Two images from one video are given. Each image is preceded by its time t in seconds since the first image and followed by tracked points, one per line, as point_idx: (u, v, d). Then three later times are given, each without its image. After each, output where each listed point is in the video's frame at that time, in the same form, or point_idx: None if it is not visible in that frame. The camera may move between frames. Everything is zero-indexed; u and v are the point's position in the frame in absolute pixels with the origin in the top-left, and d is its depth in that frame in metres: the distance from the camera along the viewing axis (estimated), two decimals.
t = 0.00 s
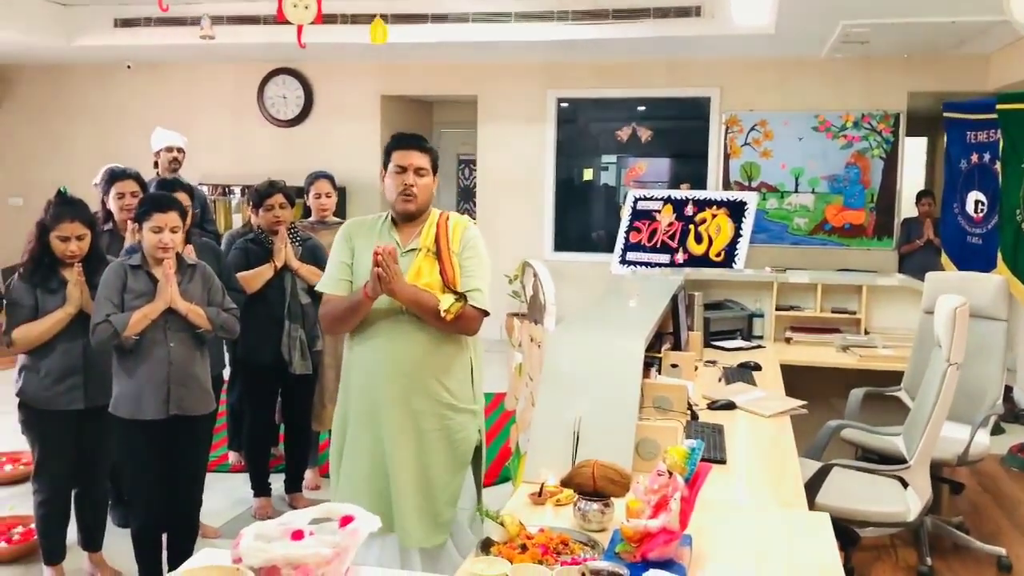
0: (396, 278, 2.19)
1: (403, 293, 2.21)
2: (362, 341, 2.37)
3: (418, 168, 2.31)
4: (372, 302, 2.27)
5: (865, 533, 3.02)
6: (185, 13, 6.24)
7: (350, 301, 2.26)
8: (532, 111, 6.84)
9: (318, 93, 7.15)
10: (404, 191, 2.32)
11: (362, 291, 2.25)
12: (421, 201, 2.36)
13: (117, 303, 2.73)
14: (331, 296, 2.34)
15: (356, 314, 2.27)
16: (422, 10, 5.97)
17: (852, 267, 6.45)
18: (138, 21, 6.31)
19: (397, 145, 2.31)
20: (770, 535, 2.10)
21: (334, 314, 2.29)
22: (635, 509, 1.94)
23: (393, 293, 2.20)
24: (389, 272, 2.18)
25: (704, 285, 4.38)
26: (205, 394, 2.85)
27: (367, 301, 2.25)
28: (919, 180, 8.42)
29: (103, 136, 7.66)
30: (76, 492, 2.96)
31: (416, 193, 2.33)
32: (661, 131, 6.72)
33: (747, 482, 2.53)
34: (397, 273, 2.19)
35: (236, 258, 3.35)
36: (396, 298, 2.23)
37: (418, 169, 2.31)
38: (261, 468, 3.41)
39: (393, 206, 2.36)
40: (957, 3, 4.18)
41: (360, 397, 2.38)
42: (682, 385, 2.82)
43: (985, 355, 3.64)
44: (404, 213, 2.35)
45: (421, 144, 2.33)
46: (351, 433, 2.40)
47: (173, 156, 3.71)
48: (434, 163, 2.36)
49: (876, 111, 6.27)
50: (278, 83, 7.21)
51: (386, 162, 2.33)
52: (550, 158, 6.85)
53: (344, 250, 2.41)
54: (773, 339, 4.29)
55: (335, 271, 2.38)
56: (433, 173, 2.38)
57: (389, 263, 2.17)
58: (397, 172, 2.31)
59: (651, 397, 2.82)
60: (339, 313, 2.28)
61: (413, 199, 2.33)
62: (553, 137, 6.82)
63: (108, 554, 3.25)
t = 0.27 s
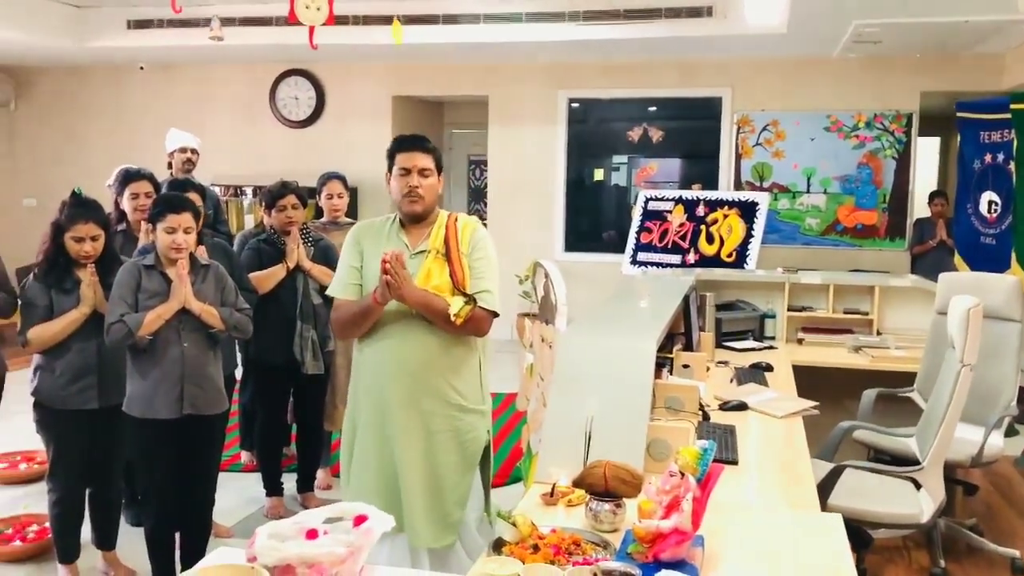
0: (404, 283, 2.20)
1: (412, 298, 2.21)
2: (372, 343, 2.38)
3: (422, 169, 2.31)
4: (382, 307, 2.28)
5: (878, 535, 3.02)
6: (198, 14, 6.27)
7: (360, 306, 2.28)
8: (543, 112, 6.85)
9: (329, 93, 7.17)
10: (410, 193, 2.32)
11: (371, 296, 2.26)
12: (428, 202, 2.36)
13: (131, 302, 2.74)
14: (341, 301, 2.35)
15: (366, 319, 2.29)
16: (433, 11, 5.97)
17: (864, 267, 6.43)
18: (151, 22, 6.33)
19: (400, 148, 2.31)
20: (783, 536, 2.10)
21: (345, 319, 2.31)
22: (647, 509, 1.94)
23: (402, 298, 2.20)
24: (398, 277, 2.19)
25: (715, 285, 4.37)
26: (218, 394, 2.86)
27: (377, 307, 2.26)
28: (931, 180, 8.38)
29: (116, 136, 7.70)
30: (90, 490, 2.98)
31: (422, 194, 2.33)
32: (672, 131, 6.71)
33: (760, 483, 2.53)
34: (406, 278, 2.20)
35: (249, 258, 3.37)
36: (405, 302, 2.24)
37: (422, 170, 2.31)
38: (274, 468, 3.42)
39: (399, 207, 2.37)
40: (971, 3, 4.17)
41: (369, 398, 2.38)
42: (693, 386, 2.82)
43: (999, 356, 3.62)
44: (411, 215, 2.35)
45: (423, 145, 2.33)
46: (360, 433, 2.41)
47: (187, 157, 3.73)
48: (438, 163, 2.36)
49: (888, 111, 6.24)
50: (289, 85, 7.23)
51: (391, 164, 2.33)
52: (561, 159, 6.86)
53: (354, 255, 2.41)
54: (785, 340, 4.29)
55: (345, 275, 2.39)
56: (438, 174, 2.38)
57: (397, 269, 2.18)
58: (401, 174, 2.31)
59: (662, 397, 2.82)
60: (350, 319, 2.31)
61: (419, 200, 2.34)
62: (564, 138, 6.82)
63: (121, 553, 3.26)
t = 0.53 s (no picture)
0: (415, 287, 2.21)
1: (423, 301, 2.22)
2: (383, 346, 2.38)
3: (425, 172, 2.32)
4: (392, 311, 2.29)
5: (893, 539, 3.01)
6: (213, 17, 6.30)
7: (371, 311, 2.29)
8: (556, 113, 6.85)
9: (343, 96, 7.20)
10: (415, 196, 2.32)
11: (381, 300, 2.26)
12: (434, 205, 2.35)
13: (148, 304, 2.76)
14: (352, 306, 2.36)
15: (376, 324, 2.30)
16: (446, 14, 5.98)
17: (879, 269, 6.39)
18: (166, 25, 6.37)
19: (405, 153, 2.32)
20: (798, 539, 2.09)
21: (356, 324, 2.33)
22: (661, 511, 1.94)
23: (413, 303, 2.21)
24: (408, 282, 2.20)
25: (730, 287, 4.35)
26: (233, 395, 2.87)
27: (387, 312, 2.27)
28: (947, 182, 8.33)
29: (132, 138, 7.75)
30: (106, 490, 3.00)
31: (427, 197, 2.33)
32: (686, 133, 6.69)
33: (776, 486, 2.52)
34: (416, 282, 2.20)
35: (265, 259, 3.39)
36: (416, 306, 2.24)
37: (425, 173, 2.32)
38: (288, 469, 3.43)
39: (405, 211, 2.37)
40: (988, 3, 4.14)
41: (380, 401, 2.39)
42: (708, 388, 2.81)
43: (1016, 359, 3.60)
44: (417, 218, 2.35)
45: (426, 149, 2.34)
46: (370, 436, 2.41)
47: (203, 159, 3.75)
48: (442, 166, 2.36)
49: (903, 112, 6.21)
50: (303, 87, 7.27)
51: (396, 170, 2.35)
52: (574, 160, 6.86)
53: (364, 260, 2.42)
54: (799, 342, 4.27)
55: (355, 280, 2.39)
56: (444, 177, 2.38)
57: (407, 274, 2.19)
58: (406, 179, 2.33)
59: (676, 400, 2.81)
60: (360, 323, 2.32)
61: (425, 203, 2.33)
62: (577, 140, 6.82)
63: (137, 552, 3.28)
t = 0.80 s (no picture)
0: (424, 290, 2.21)
1: (433, 304, 2.23)
2: (392, 349, 2.38)
3: (433, 176, 2.32)
4: (403, 314, 2.29)
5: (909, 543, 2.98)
6: (229, 21, 6.33)
7: (381, 314, 2.30)
8: (570, 116, 6.85)
9: (357, 99, 7.22)
10: (422, 200, 2.33)
11: (392, 303, 2.27)
12: (443, 207, 2.35)
13: (164, 306, 2.78)
14: (362, 308, 2.37)
15: (387, 326, 2.31)
16: (461, 17, 5.99)
17: (894, 273, 6.35)
18: (182, 29, 6.41)
19: (413, 157, 2.33)
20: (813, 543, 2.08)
21: (367, 327, 2.33)
22: (675, 515, 1.92)
23: (422, 306, 2.22)
24: (418, 285, 2.20)
25: (745, 291, 4.32)
26: (248, 397, 2.88)
27: (397, 314, 2.27)
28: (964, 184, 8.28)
29: (148, 141, 7.80)
30: (122, 491, 3.01)
31: (436, 200, 2.33)
32: (700, 135, 6.67)
33: (791, 490, 2.50)
34: (426, 285, 2.21)
35: (280, 262, 3.41)
36: (426, 309, 2.25)
37: (433, 177, 2.32)
38: (303, 470, 3.44)
39: (414, 213, 2.37)
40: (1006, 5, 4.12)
41: (388, 403, 2.39)
42: (723, 391, 2.80)
43: None
44: (426, 221, 2.35)
45: (434, 152, 2.34)
46: (379, 438, 2.41)
47: (217, 162, 3.77)
48: (450, 169, 2.36)
49: (919, 115, 6.18)
50: (318, 91, 7.30)
51: (404, 174, 2.35)
52: (588, 163, 6.86)
53: (375, 264, 2.42)
54: (814, 346, 4.25)
55: (366, 284, 2.40)
56: (452, 180, 2.39)
57: (417, 276, 2.19)
58: (414, 183, 2.33)
59: (691, 403, 2.80)
60: (371, 326, 2.33)
61: (434, 206, 2.33)
62: (591, 143, 6.82)
63: (152, 554, 3.30)
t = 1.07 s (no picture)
0: (433, 293, 2.22)
1: (442, 307, 2.23)
2: (402, 351, 2.39)
3: (443, 180, 2.33)
4: (412, 316, 2.30)
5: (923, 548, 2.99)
6: (244, 25, 6.37)
7: (391, 316, 2.31)
8: (584, 119, 6.85)
9: (370, 102, 7.25)
10: (433, 204, 2.34)
11: (402, 306, 2.28)
12: (453, 212, 2.36)
13: (180, 308, 2.80)
14: (373, 311, 2.37)
15: (396, 328, 2.31)
16: (474, 21, 6.00)
17: (909, 276, 6.31)
18: (198, 33, 6.45)
19: (424, 161, 2.34)
20: (827, 547, 2.07)
21: (378, 329, 2.34)
22: (688, 519, 1.91)
23: (431, 308, 2.23)
24: (427, 287, 2.21)
25: (759, 294, 4.33)
26: (262, 399, 2.89)
27: (407, 317, 2.28)
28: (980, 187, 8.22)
29: (163, 145, 7.85)
30: (138, 493, 3.03)
31: (446, 205, 2.34)
32: (714, 138, 6.66)
33: (804, 495, 2.49)
34: (435, 288, 2.22)
35: (294, 264, 3.44)
36: (435, 312, 2.26)
37: (443, 181, 2.33)
38: (317, 472, 3.45)
39: (425, 218, 2.38)
40: None
41: (397, 404, 2.40)
42: (737, 396, 2.80)
43: None
44: (436, 224, 2.36)
45: (444, 157, 2.35)
46: (388, 440, 2.42)
47: (231, 165, 3.79)
48: (460, 174, 2.37)
49: (935, 118, 6.14)
50: (332, 94, 7.33)
51: (415, 178, 2.36)
52: (602, 166, 6.85)
53: (386, 266, 2.43)
54: (829, 350, 4.24)
55: (378, 287, 2.41)
56: (463, 185, 2.39)
57: (426, 279, 2.21)
58: (424, 187, 2.34)
59: (704, 407, 2.79)
60: (381, 328, 2.33)
61: (444, 210, 2.34)
62: (604, 146, 6.82)
63: (168, 555, 3.32)
